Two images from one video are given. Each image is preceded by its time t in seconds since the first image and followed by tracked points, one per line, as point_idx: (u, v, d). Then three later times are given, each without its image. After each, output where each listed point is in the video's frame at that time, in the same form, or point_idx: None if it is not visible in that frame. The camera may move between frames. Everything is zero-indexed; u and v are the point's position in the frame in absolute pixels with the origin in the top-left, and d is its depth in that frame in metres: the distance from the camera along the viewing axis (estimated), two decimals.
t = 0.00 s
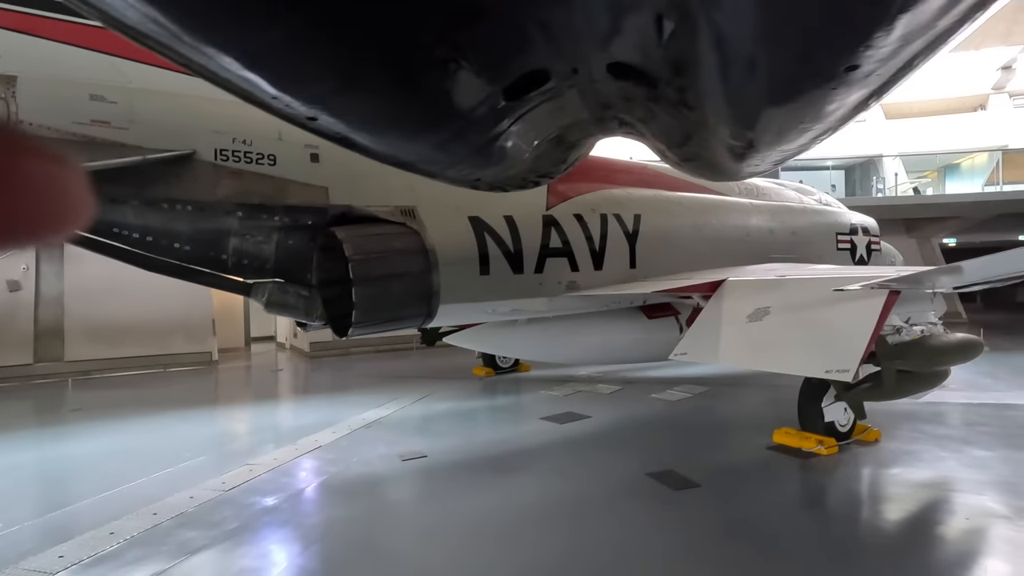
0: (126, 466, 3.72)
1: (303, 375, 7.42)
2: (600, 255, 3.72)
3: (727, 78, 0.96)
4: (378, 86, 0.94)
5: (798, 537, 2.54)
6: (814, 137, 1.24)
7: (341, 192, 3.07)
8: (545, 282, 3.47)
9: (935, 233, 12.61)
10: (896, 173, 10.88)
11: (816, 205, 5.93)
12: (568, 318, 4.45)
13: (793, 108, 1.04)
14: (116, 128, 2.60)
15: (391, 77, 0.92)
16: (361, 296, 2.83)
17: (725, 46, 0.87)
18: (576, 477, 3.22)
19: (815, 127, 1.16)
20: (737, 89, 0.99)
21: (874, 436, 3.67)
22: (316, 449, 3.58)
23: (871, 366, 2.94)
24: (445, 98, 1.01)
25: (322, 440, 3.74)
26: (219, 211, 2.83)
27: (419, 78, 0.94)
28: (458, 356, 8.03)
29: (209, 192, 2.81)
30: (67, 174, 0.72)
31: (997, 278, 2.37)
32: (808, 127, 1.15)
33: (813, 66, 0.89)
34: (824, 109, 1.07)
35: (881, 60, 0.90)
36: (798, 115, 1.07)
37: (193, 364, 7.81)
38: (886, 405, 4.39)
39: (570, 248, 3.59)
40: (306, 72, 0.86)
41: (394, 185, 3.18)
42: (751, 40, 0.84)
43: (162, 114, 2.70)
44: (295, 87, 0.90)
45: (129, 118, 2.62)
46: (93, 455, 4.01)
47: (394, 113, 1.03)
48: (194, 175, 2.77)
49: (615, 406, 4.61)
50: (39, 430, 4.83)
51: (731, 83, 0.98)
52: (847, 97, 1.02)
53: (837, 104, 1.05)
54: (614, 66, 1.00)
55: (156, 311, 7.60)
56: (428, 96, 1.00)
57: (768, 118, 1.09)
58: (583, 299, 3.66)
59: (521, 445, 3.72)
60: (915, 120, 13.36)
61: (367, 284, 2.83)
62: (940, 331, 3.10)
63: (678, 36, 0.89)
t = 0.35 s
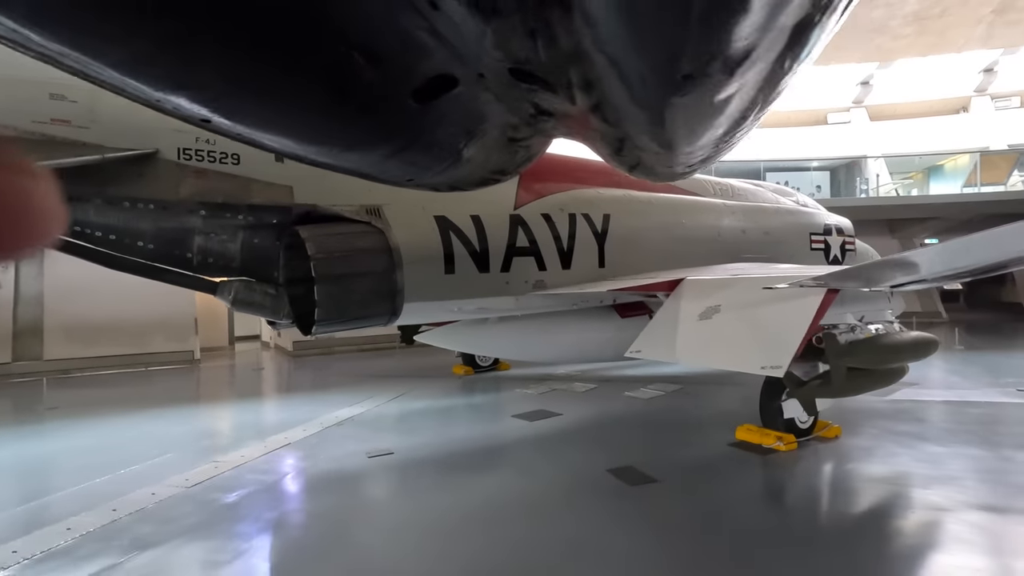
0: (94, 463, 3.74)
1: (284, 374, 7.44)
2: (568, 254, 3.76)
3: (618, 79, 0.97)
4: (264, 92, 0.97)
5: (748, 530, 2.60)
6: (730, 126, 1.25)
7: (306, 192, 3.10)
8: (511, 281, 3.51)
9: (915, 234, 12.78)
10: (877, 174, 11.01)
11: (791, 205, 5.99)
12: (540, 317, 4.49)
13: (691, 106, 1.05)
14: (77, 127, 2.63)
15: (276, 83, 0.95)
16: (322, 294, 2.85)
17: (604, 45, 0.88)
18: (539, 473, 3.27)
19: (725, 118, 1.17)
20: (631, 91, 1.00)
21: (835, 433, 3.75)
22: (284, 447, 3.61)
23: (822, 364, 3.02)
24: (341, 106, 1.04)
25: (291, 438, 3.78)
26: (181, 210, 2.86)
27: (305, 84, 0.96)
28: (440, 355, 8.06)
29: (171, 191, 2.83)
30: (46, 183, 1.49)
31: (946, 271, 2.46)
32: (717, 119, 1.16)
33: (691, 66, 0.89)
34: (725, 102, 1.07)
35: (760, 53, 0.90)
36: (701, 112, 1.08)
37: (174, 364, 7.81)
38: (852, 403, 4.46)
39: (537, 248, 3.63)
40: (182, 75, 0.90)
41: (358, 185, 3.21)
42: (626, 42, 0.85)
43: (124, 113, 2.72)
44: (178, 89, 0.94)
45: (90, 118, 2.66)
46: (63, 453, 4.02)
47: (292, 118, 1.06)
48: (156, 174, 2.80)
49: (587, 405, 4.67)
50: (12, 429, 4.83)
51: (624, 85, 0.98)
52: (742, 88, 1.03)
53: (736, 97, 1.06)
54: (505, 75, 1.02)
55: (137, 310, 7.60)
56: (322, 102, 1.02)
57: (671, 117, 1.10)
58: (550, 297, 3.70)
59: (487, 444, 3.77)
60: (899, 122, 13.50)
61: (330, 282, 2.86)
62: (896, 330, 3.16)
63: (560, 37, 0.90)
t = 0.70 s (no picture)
0: (67, 464, 3.75)
1: (269, 374, 7.45)
2: (541, 256, 3.79)
3: (535, 103, 1.03)
4: (179, 103, 1.02)
5: (707, 529, 2.64)
6: (666, 120, 1.29)
7: (273, 195, 3.13)
8: (482, 282, 3.54)
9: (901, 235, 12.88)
10: (863, 175, 11.08)
11: (771, 206, 6.03)
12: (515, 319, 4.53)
13: (614, 111, 1.10)
14: (40, 130, 2.65)
15: (190, 96, 1.00)
16: (290, 296, 2.86)
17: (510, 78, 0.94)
18: (508, 473, 3.30)
19: (654, 114, 1.21)
20: (552, 111, 1.05)
21: (803, 433, 3.80)
22: (257, 448, 3.63)
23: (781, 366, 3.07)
24: (261, 113, 1.08)
25: (265, 439, 3.81)
26: (148, 212, 2.86)
27: (219, 96, 1.01)
28: (426, 355, 8.08)
29: (138, 194, 2.84)
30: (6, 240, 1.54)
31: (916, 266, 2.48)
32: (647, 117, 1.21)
33: (595, 74, 0.94)
34: (647, 102, 1.12)
35: (658, 51, 0.95)
36: (625, 118, 1.13)
37: (158, 364, 7.81)
38: (825, 404, 4.51)
39: (509, 249, 3.66)
40: (94, 87, 0.95)
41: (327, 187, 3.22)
42: (528, 73, 0.91)
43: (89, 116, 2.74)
44: (95, 102, 0.99)
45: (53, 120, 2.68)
46: (38, 454, 4.03)
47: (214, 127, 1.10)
48: (122, 177, 2.81)
49: (563, 405, 4.71)
50: None
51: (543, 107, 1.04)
52: (658, 83, 1.08)
53: (656, 95, 1.11)
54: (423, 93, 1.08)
55: (121, 310, 7.60)
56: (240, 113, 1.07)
57: (598, 127, 1.15)
58: (522, 299, 3.74)
59: (459, 444, 3.80)
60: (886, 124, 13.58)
61: (297, 284, 2.87)
62: (860, 332, 3.20)
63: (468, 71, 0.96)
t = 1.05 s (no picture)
0: (30, 464, 3.71)
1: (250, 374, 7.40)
2: (511, 255, 3.80)
3: (448, 106, 1.14)
4: (117, 110, 1.16)
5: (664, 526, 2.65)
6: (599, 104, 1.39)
7: (236, 193, 3.06)
8: (450, 281, 3.55)
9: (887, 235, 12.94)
10: (848, 175, 11.13)
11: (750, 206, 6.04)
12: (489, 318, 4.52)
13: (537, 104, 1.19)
14: None
15: (88, 87, 1.08)
16: (250, 295, 2.84)
17: (419, 85, 1.04)
18: (473, 472, 3.29)
19: (581, 101, 1.30)
20: (469, 111, 1.17)
21: (770, 432, 3.82)
22: (223, 449, 3.61)
23: (741, 365, 3.09)
24: (194, 116, 1.21)
25: (230, 440, 3.78)
26: (106, 210, 2.82)
27: (146, 105, 1.14)
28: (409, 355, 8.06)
29: (95, 191, 2.76)
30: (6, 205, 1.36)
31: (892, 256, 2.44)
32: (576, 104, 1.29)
33: (497, 71, 1.03)
34: (566, 90, 1.21)
35: (559, 41, 1.04)
36: (547, 108, 1.22)
37: (138, 364, 7.74)
38: (797, 403, 4.53)
39: (477, 249, 3.66)
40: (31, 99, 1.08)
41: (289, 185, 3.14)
42: (426, 81, 1.02)
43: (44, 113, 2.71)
44: (46, 113, 1.14)
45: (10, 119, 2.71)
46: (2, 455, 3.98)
47: (155, 130, 1.24)
48: (77, 174, 2.73)
49: (536, 404, 4.70)
50: None
51: (466, 105, 1.13)
52: (576, 71, 1.17)
53: (572, 83, 1.19)
54: (342, 97, 1.18)
55: (100, 310, 7.52)
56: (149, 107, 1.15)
57: (523, 118, 1.24)
58: (491, 298, 3.74)
59: (427, 444, 3.79)
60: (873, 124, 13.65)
61: (258, 284, 2.86)
62: (824, 331, 3.21)
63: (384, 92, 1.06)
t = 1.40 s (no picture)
0: None
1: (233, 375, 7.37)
2: (480, 257, 3.79)
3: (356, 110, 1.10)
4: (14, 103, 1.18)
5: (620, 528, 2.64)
6: (536, 107, 1.33)
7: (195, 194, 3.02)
8: (416, 283, 3.54)
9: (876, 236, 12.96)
10: (836, 176, 11.14)
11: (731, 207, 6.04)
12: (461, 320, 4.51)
13: (453, 105, 1.14)
14: None
15: None
16: (208, 298, 2.79)
17: (311, 90, 1.01)
18: (437, 474, 3.28)
19: (511, 104, 1.25)
20: (381, 114, 1.13)
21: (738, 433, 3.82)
22: (188, 451, 3.59)
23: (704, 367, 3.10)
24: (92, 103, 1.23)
25: (197, 442, 3.77)
26: (62, 211, 2.71)
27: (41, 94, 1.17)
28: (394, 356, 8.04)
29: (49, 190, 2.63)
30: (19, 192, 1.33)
31: (864, 246, 2.31)
32: (506, 108, 1.25)
33: (397, 71, 0.99)
34: (486, 92, 1.16)
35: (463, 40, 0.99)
36: (466, 109, 1.17)
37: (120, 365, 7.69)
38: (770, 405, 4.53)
39: (445, 250, 3.65)
40: None
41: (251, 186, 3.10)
42: (325, 83, 0.99)
43: None
44: None
45: None
46: None
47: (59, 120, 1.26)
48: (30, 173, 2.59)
49: (510, 406, 4.70)
50: None
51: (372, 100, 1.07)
52: (495, 76, 1.12)
53: (493, 85, 1.14)
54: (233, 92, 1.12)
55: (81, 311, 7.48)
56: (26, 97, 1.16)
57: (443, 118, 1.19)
58: (459, 299, 3.73)
59: (395, 445, 3.78)
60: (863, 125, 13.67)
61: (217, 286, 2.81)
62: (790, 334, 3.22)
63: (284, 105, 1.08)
